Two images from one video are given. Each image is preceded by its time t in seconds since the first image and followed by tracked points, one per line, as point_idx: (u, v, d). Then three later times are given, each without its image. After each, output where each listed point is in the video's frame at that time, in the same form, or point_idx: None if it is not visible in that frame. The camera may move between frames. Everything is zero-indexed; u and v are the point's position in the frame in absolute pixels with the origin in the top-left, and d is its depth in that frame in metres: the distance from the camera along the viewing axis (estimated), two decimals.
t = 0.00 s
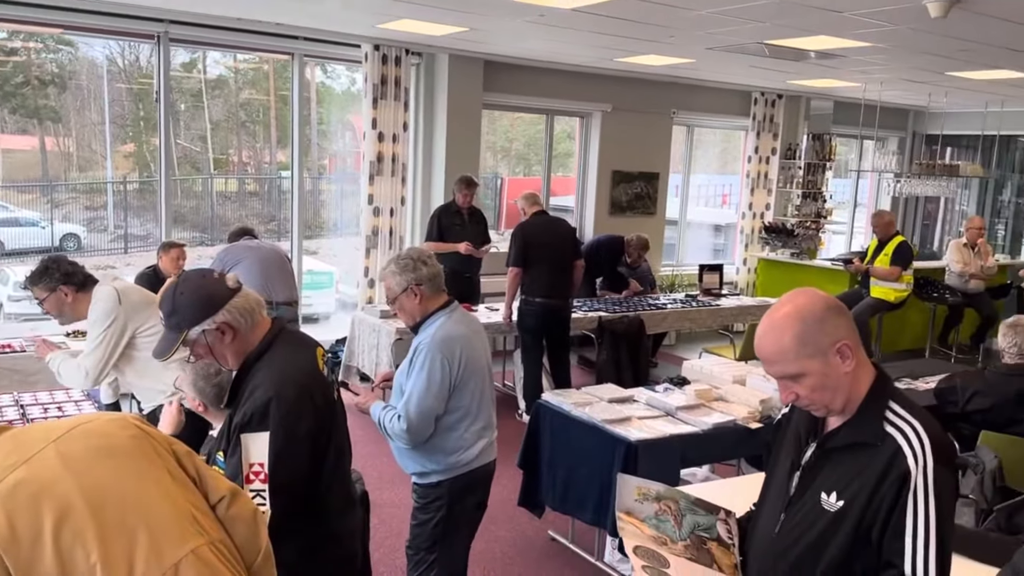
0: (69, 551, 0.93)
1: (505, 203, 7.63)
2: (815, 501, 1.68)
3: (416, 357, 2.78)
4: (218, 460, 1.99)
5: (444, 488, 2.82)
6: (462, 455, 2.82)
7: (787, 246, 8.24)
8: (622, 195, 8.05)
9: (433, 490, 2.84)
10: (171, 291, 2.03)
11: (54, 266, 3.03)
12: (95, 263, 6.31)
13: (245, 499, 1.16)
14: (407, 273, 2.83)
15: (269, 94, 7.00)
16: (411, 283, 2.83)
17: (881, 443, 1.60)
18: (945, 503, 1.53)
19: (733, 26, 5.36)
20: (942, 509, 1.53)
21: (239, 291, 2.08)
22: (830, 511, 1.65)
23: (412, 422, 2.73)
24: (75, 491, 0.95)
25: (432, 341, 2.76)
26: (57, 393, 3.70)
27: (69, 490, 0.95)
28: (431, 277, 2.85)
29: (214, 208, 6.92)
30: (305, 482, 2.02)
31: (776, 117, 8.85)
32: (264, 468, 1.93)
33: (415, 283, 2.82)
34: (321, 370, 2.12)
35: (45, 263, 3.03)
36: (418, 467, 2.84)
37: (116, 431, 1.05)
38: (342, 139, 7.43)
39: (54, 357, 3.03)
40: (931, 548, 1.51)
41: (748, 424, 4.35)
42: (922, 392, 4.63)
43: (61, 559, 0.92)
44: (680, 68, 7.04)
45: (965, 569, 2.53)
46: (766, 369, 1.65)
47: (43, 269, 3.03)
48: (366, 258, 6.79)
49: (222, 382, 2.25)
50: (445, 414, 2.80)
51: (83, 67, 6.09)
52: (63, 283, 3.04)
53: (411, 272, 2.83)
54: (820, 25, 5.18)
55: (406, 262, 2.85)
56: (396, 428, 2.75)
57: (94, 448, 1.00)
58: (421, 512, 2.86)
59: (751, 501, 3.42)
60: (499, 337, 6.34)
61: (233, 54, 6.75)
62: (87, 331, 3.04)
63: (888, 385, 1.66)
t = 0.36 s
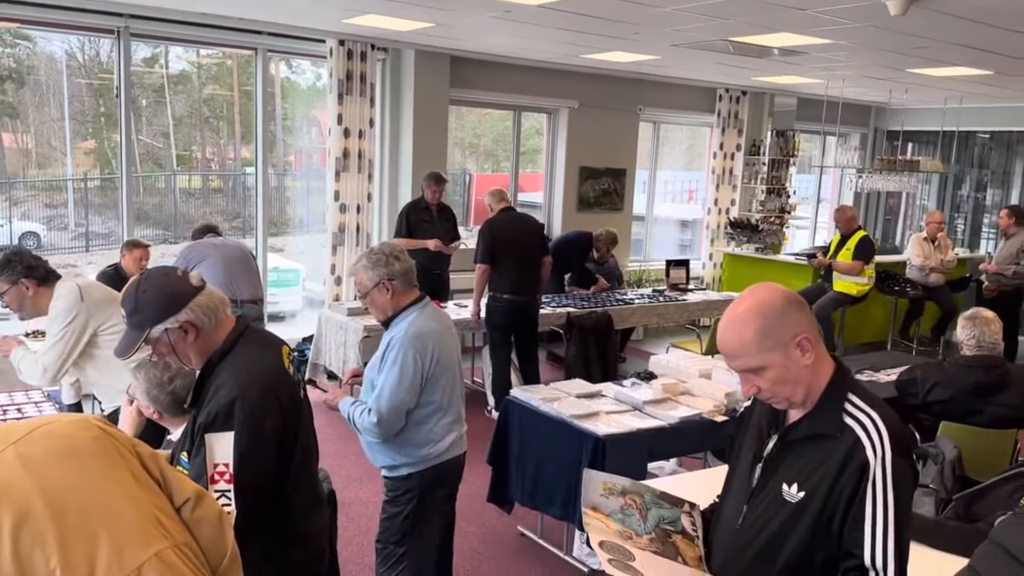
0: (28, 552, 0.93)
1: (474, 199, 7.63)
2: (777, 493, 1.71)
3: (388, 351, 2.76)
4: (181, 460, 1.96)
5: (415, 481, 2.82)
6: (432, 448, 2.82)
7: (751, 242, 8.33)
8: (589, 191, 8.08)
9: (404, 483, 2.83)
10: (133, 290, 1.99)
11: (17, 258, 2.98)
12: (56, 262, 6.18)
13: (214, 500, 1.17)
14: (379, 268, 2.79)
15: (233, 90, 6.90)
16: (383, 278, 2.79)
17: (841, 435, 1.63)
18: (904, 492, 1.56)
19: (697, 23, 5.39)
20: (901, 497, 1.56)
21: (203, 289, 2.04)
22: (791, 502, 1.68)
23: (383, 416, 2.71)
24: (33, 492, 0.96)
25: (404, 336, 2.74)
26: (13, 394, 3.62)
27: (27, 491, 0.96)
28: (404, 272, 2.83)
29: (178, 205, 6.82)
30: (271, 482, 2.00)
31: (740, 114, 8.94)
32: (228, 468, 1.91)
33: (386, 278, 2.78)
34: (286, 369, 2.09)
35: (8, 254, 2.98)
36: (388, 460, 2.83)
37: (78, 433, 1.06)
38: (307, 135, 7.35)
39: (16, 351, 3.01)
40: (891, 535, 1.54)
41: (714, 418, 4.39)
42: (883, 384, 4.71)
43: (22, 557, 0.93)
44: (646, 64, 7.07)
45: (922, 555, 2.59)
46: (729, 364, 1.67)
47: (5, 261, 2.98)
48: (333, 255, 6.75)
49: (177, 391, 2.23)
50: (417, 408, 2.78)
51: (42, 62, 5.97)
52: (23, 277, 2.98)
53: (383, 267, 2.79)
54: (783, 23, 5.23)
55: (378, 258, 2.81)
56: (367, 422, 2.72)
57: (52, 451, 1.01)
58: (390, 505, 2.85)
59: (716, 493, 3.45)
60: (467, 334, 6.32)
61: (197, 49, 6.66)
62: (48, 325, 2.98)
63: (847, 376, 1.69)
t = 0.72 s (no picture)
0: None
1: (440, 196, 7.62)
2: (735, 486, 1.73)
3: (366, 340, 2.75)
4: (138, 462, 1.91)
5: (387, 470, 2.81)
6: (406, 437, 2.83)
7: (715, 238, 8.41)
8: (555, 189, 8.10)
9: (375, 472, 2.82)
10: (88, 288, 1.94)
11: None
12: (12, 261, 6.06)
13: (173, 504, 1.22)
14: (355, 260, 2.78)
15: (194, 86, 6.81)
16: (359, 269, 2.79)
17: (796, 429, 1.64)
18: (858, 483, 1.58)
19: (660, 22, 5.43)
20: (856, 489, 1.58)
21: (160, 289, 2.00)
22: (749, 495, 1.70)
23: (362, 404, 2.71)
24: None
25: (382, 325, 2.75)
26: None
27: None
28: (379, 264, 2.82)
29: (138, 203, 6.72)
30: (231, 483, 1.97)
31: (703, 112, 9.02)
32: (187, 469, 1.85)
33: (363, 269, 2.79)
34: (246, 370, 2.06)
35: None
36: (360, 449, 2.82)
37: (31, 436, 1.11)
38: (270, 133, 7.27)
39: None
40: (845, 525, 1.56)
41: (678, 413, 4.43)
42: (842, 379, 4.79)
43: None
44: (610, 62, 7.10)
45: (877, 544, 2.64)
46: (687, 359, 1.68)
47: None
48: (296, 253, 6.69)
49: (130, 396, 2.21)
50: (392, 397, 2.79)
51: None
52: None
53: (359, 259, 2.79)
54: (744, 22, 5.27)
55: (355, 249, 2.80)
56: (345, 410, 2.72)
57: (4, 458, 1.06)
58: (359, 494, 2.84)
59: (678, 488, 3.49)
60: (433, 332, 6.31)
61: (157, 45, 6.55)
62: None
63: (804, 371, 1.70)
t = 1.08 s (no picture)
0: None
1: (408, 194, 7.60)
2: (694, 482, 1.72)
3: (347, 334, 2.79)
4: (92, 465, 1.83)
5: (363, 463, 2.86)
6: (382, 429, 2.89)
7: (680, 236, 8.48)
8: (521, 187, 8.11)
9: (351, 465, 2.86)
10: (46, 283, 1.88)
11: None
12: None
13: (127, 509, 1.24)
14: (330, 256, 2.81)
15: (156, 83, 6.70)
16: (334, 266, 2.81)
17: (754, 424, 1.64)
18: (814, 481, 1.58)
19: (625, 21, 5.45)
20: (811, 487, 1.57)
21: (118, 288, 1.94)
22: (708, 491, 1.69)
23: (347, 396, 2.75)
24: None
25: (362, 319, 2.79)
26: None
27: None
28: (352, 261, 2.86)
29: (99, 202, 6.60)
30: (189, 486, 1.91)
31: (668, 111, 9.08)
32: (143, 473, 1.80)
33: (337, 265, 2.81)
34: (203, 369, 1.99)
35: None
36: (338, 442, 2.85)
37: None
38: (234, 130, 7.19)
39: None
40: (801, 525, 1.55)
41: (643, 411, 4.46)
42: (803, 374, 4.85)
43: None
44: (576, 61, 7.12)
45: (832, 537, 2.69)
46: (646, 357, 1.67)
47: None
48: (260, 252, 6.62)
49: (85, 398, 2.17)
50: (372, 389, 2.84)
51: None
52: None
53: (333, 256, 2.82)
54: (706, 21, 5.31)
55: (328, 246, 2.83)
56: (329, 403, 2.75)
57: None
58: (330, 485, 2.87)
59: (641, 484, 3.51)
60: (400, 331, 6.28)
61: (117, 41, 6.45)
62: None
63: (762, 369, 1.70)
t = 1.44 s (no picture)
0: None
1: (375, 192, 7.56)
2: (657, 478, 1.72)
3: (316, 332, 2.75)
4: (50, 469, 1.79)
5: (335, 461, 2.84)
6: (352, 427, 2.87)
7: (647, 234, 8.52)
8: (490, 185, 8.10)
9: (323, 464, 2.83)
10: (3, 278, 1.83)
11: None
12: None
13: (82, 511, 1.29)
14: (293, 255, 2.78)
15: (117, 79, 6.58)
16: (298, 264, 2.78)
17: (716, 419, 1.64)
18: (773, 477, 1.58)
19: (591, 19, 5.45)
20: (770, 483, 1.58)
21: (79, 285, 1.90)
22: (670, 487, 1.69)
23: (320, 394, 2.72)
24: None
25: (331, 317, 2.76)
26: None
27: None
28: (315, 259, 2.83)
29: (59, 200, 6.46)
30: (148, 489, 1.86)
31: (635, 109, 9.12)
32: (101, 476, 1.76)
33: (301, 264, 2.78)
34: (164, 369, 1.95)
35: None
36: (308, 442, 2.82)
37: None
38: (198, 127, 7.09)
39: None
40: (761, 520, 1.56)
41: (610, 408, 4.47)
42: (768, 371, 4.90)
43: None
44: (543, 59, 7.12)
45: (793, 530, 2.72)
46: (613, 355, 1.67)
47: None
48: (223, 251, 6.53)
49: (42, 398, 2.11)
50: (342, 386, 2.82)
51: None
52: None
53: (296, 254, 2.79)
54: (672, 20, 5.33)
55: (291, 244, 2.80)
56: (302, 402, 2.72)
57: None
58: (303, 487, 2.84)
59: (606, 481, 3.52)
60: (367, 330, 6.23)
61: (77, 36, 6.33)
62: None
63: (725, 364, 1.71)
